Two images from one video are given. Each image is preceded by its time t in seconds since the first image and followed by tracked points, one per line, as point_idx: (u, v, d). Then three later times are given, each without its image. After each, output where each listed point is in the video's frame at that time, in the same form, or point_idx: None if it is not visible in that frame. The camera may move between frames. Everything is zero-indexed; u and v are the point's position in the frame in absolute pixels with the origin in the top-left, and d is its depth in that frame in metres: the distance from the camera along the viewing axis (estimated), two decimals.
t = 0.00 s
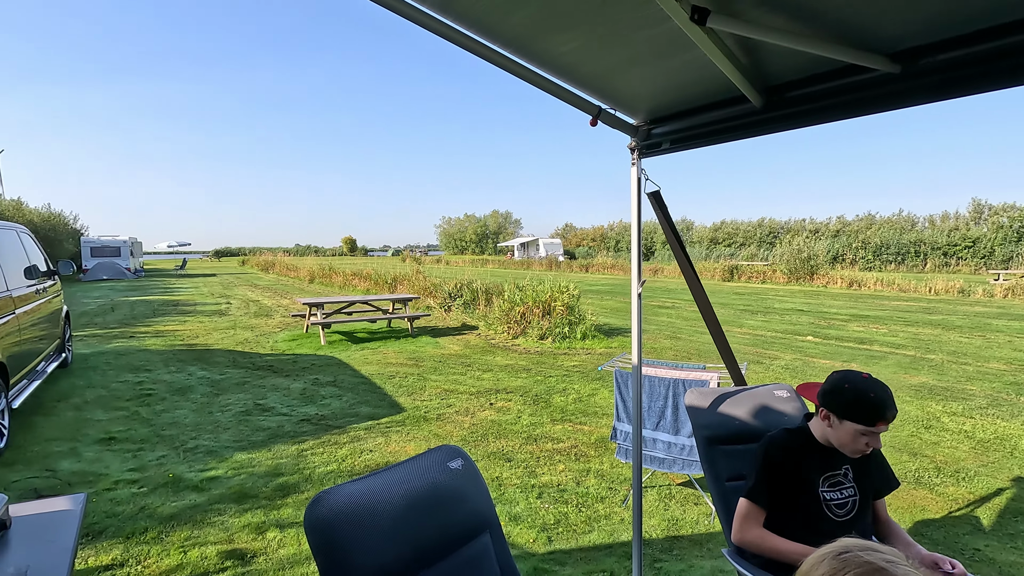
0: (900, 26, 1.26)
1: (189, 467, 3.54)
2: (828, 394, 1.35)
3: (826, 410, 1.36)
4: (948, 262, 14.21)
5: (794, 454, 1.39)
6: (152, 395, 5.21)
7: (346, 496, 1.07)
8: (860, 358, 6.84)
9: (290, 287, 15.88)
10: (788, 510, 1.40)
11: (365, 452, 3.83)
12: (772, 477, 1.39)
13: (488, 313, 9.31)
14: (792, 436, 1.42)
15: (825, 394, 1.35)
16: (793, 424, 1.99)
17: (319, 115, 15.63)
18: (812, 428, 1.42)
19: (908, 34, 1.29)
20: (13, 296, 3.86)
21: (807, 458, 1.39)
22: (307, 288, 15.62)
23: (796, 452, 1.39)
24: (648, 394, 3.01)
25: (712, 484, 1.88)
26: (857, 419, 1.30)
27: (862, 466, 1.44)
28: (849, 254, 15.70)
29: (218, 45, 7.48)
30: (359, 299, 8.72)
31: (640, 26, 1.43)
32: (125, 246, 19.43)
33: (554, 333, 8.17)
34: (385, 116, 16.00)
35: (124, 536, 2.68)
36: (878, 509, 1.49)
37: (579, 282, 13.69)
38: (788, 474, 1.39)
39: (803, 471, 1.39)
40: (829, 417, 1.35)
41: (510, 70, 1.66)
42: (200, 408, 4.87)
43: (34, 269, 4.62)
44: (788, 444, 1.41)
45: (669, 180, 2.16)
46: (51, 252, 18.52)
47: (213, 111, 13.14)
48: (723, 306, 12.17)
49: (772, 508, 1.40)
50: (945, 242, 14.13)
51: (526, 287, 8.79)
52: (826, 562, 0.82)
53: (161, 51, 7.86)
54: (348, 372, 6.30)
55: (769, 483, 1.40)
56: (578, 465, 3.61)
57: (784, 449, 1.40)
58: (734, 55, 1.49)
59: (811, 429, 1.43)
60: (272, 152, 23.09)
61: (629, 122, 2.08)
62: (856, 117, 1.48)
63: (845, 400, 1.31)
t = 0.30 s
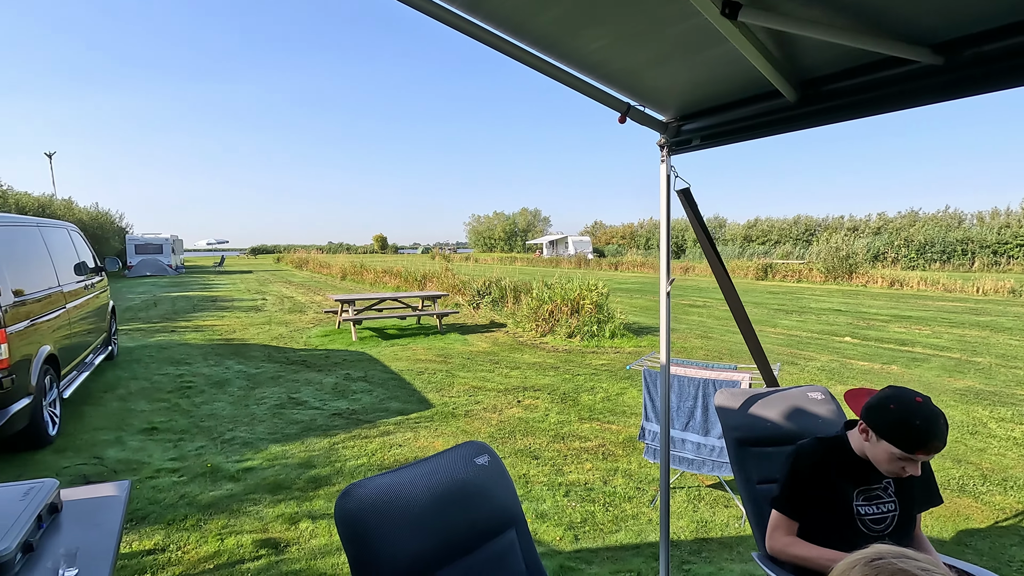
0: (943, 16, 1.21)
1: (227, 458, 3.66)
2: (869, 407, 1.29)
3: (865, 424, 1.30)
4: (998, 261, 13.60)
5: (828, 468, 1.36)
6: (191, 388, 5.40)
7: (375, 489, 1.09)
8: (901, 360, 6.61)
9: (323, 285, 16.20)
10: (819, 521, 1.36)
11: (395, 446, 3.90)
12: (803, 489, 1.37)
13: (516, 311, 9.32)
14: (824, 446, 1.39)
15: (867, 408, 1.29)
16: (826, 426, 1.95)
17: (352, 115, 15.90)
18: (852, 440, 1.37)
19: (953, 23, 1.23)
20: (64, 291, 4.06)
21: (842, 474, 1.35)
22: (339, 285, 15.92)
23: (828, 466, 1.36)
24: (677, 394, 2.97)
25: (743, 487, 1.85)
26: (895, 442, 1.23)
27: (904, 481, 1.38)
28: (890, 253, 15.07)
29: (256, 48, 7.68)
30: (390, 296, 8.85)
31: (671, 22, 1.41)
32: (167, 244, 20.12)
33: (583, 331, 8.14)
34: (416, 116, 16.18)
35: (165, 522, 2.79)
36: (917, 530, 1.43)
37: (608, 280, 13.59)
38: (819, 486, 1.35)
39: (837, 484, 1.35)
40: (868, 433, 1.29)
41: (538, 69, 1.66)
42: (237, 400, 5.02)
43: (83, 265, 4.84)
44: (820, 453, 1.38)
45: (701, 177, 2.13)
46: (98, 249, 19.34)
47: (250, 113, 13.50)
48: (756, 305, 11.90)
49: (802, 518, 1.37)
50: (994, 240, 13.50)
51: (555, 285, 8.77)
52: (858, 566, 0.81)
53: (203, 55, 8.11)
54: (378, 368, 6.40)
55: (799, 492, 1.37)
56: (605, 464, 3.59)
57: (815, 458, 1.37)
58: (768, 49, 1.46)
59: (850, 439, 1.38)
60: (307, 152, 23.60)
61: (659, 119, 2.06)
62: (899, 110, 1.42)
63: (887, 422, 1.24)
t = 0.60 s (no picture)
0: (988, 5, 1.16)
1: (259, 450, 3.76)
2: (945, 440, 1.14)
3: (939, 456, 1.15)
4: None
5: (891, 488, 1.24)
6: (225, 382, 5.55)
7: (401, 483, 1.11)
8: (941, 363, 6.37)
9: (351, 283, 16.47)
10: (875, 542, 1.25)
11: (421, 442, 3.94)
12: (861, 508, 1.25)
13: (542, 309, 9.32)
14: (890, 461, 1.27)
15: (946, 442, 1.13)
16: (860, 430, 1.88)
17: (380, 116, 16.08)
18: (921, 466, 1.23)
19: (999, 11, 1.18)
20: (106, 287, 4.21)
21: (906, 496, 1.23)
22: (367, 282, 16.16)
23: (891, 486, 1.24)
24: (705, 394, 2.92)
25: (773, 491, 1.81)
26: (971, 486, 1.08)
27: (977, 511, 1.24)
28: (930, 251, 14.52)
29: (289, 50, 7.83)
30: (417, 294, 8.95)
31: (701, 16, 1.39)
32: (202, 242, 20.70)
33: (609, 330, 8.08)
34: (443, 115, 16.27)
35: (200, 512, 2.88)
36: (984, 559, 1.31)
37: (635, 279, 13.46)
38: (880, 506, 1.24)
39: (899, 506, 1.24)
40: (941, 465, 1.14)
41: (565, 68, 1.65)
42: (268, 394, 5.15)
43: (124, 262, 5.02)
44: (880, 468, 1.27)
45: (730, 174, 2.09)
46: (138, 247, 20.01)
47: (282, 115, 13.77)
48: (788, 305, 11.64)
49: (856, 539, 1.26)
50: None
51: (581, 284, 8.74)
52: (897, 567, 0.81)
53: (238, 58, 8.31)
54: (405, 364, 6.48)
55: (854, 511, 1.26)
56: (631, 464, 3.56)
57: (874, 471, 1.27)
58: (801, 43, 1.42)
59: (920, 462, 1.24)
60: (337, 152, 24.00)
61: (687, 115, 2.03)
62: (939, 103, 1.37)
63: (966, 465, 1.08)
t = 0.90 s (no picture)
0: None
1: (278, 446, 3.81)
2: None
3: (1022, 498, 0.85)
4: None
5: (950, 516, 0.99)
6: (246, 378, 5.65)
7: (417, 480, 1.11)
8: (969, 366, 6.21)
9: (370, 281, 16.64)
10: None
11: (437, 440, 3.96)
12: (914, 527, 1.00)
13: (558, 308, 9.30)
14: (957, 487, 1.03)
15: None
16: (884, 433, 1.84)
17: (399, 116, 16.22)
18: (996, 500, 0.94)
19: None
20: (132, 285, 4.32)
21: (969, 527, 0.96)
22: (386, 281, 16.31)
23: (951, 513, 0.99)
24: (724, 395, 2.89)
25: (794, 494, 1.78)
26: None
27: None
28: (959, 250, 14.01)
29: (311, 51, 7.95)
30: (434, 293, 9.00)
31: (719, 12, 1.37)
32: (225, 241, 21.09)
33: (626, 330, 8.04)
34: (462, 115, 16.33)
35: (222, 506, 2.93)
36: None
37: (653, 279, 13.38)
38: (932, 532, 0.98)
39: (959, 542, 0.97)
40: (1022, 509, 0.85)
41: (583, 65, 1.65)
42: (288, 391, 5.22)
43: (150, 261, 5.14)
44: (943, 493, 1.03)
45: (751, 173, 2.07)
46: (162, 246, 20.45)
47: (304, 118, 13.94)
48: (809, 305, 11.46)
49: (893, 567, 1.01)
50: None
51: (598, 283, 8.71)
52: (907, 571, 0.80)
53: (260, 61, 8.46)
54: (422, 363, 6.52)
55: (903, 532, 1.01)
56: (648, 465, 3.54)
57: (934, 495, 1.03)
58: (824, 38, 1.40)
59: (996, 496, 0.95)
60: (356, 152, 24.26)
61: (707, 113, 2.01)
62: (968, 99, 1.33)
63: None
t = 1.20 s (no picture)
0: None
1: (291, 443, 3.85)
2: None
3: None
4: None
5: (991, 537, 0.99)
6: (260, 376, 5.71)
7: (428, 479, 1.12)
8: (988, 368, 6.11)
9: (382, 280, 16.73)
10: None
11: (448, 439, 3.97)
12: (950, 545, 1.01)
13: (569, 308, 9.27)
14: (995, 508, 1.03)
15: None
16: (900, 436, 1.81)
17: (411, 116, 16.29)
18: None
19: None
20: (148, 283, 4.38)
21: (1009, 552, 0.97)
22: (398, 280, 16.40)
23: (992, 531, 0.99)
24: (736, 395, 2.86)
25: (807, 495, 1.76)
26: None
27: None
28: (979, 250, 13.88)
29: (324, 51, 7.99)
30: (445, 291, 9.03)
31: (731, 9, 1.35)
32: (239, 240, 21.30)
33: (637, 330, 7.99)
34: (474, 114, 16.34)
35: (235, 502, 2.97)
36: None
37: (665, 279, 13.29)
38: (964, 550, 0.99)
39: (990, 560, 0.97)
40: None
41: (594, 64, 1.64)
42: (301, 389, 5.26)
43: (165, 259, 5.21)
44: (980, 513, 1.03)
45: (764, 171, 2.05)
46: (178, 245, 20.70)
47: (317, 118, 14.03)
48: (824, 306, 11.33)
49: None
50: None
51: (609, 283, 8.69)
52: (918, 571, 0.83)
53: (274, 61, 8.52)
54: (433, 361, 6.54)
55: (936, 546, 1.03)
56: (659, 465, 3.52)
57: (971, 515, 1.02)
58: (839, 33, 1.38)
59: None
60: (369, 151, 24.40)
61: (719, 111, 1.99)
62: (990, 94, 1.29)
63: None
